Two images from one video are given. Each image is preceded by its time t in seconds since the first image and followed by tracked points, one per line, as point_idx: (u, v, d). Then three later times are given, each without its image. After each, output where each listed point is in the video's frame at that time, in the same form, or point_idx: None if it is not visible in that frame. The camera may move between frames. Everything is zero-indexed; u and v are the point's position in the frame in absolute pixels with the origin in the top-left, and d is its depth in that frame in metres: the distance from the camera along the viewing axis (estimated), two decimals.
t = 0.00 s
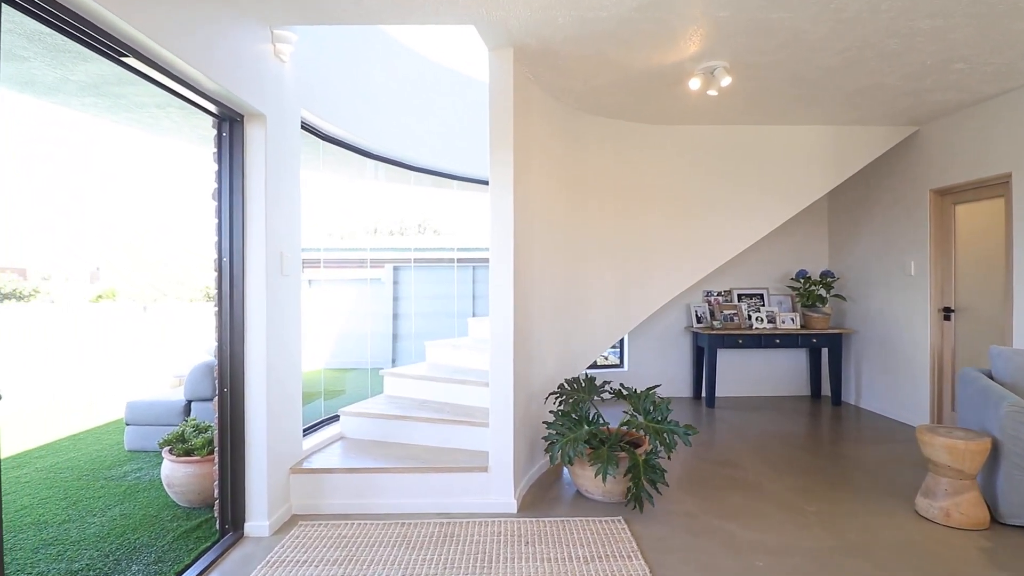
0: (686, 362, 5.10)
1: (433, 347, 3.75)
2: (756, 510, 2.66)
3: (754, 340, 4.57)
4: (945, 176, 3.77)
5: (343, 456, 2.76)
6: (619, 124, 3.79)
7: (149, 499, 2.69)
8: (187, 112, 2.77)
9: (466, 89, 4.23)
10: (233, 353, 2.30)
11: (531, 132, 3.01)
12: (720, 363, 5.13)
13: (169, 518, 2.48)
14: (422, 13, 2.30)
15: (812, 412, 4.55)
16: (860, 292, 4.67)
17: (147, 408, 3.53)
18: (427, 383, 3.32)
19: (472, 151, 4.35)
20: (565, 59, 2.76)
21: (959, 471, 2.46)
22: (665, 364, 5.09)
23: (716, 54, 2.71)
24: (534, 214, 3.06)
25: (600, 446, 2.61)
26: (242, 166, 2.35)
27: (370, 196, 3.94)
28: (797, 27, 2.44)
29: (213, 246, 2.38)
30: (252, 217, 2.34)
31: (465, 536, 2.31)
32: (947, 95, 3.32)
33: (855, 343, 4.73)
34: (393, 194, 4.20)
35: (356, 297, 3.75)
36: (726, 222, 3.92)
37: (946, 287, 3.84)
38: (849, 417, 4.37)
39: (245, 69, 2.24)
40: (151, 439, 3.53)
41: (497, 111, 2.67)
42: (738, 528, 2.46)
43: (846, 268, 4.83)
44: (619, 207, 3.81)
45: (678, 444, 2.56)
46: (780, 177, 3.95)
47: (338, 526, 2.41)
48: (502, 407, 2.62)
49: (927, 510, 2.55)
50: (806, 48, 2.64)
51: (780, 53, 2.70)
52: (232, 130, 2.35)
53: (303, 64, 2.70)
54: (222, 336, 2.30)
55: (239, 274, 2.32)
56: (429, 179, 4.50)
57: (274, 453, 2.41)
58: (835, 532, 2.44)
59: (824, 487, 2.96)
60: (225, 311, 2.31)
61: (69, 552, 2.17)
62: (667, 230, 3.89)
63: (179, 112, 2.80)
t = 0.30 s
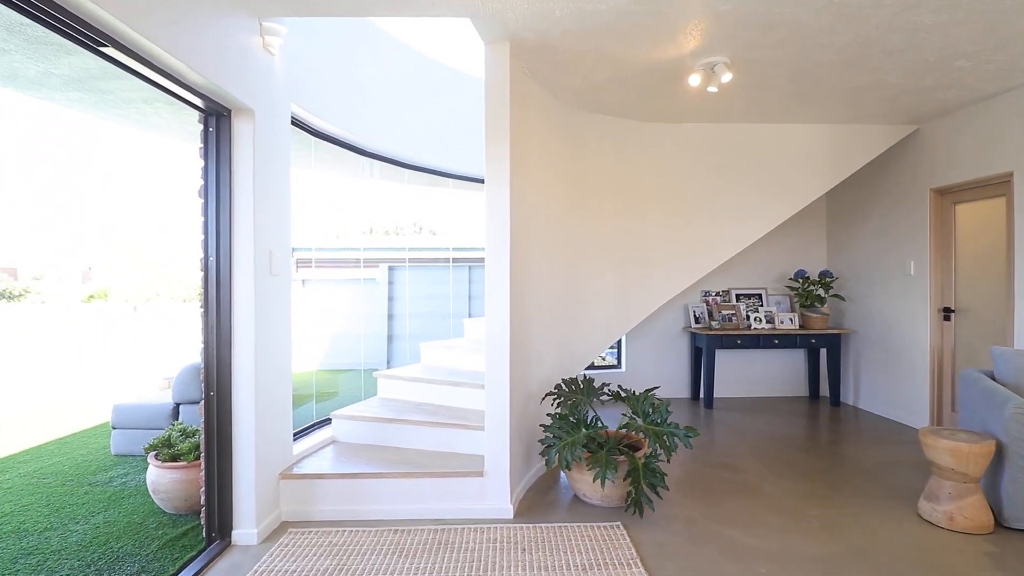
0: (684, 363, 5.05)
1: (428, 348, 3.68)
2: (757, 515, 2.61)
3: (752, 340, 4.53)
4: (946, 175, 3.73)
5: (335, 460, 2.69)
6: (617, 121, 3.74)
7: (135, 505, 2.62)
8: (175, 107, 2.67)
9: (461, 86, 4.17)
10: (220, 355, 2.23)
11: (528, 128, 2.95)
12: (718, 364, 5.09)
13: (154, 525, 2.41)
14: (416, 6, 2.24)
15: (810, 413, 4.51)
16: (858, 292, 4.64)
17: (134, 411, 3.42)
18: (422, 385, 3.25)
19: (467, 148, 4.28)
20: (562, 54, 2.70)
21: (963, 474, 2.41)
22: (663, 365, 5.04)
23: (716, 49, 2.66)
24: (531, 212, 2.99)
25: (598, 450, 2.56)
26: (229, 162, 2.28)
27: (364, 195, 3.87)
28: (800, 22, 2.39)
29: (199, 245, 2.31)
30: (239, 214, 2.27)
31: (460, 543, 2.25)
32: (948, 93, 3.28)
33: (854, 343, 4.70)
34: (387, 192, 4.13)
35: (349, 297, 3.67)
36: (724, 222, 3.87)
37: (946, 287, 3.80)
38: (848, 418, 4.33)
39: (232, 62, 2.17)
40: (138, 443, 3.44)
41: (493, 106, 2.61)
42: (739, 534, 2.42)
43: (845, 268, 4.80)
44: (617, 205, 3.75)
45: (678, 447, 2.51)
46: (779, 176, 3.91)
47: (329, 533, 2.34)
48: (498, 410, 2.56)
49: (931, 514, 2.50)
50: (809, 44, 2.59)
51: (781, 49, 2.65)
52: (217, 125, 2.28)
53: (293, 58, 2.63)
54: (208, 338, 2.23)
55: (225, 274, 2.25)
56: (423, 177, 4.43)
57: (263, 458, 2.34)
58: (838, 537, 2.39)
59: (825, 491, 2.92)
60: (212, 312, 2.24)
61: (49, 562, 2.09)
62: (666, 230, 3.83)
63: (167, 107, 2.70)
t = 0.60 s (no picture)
0: (675, 363, 5.03)
1: (416, 349, 3.61)
2: (750, 517, 2.58)
3: (744, 340, 4.51)
4: (935, 175, 3.74)
5: (320, 465, 2.62)
6: (608, 119, 3.70)
7: (111, 513, 2.53)
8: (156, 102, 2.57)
9: (450, 83, 4.12)
10: (199, 357, 2.16)
11: (519, 124, 2.90)
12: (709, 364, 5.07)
13: (131, 534, 2.32)
14: None
15: (801, 413, 4.51)
16: (848, 291, 4.64)
17: (113, 415, 3.31)
18: (410, 387, 3.18)
19: (457, 146, 4.22)
20: (554, 49, 2.66)
21: (956, 475, 2.40)
22: (654, 365, 5.01)
23: (710, 46, 2.63)
24: (521, 211, 2.94)
25: (590, 453, 2.51)
26: (209, 158, 2.21)
27: (351, 193, 3.79)
28: (794, 18, 2.36)
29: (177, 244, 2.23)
30: (219, 212, 2.19)
31: (449, 550, 2.19)
32: (939, 93, 3.28)
33: (844, 343, 4.71)
34: (376, 190, 4.06)
35: (335, 298, 3.59)
36: (716, 222, 3.85)
37: (936, 286, 3.81)
38: (839, 418, 4.33)
39: (212, 53, 2.10)
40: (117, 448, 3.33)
41: (483, 102, 2.56)
42: (733, 537, 2.38)
43: (835, 268, 4.80)
44: (609, 204, 3.71)
45: (671, 449, 2.47)
46: (770, 175, 3.89)
47: (312, 541, 2.27)
48: (488, 413, 2.50)
49: (924, 515, 2.49)
50: (803, 40, 2.56)
51: (775, 46, 2.62)
52: (197, 119, 2.21)
53: (276, 50, 2.56)
54: (186, 339, 2.16)
55: (205, 273, 2.18)
56: (412, 175, 4.35)
57: (244, 464, 2.27)
58: (832, 539, 2.36)
59: (818, 491, 2.90)
60: (190, 312, 2.16)
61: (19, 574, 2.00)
62: (657, 229, 3.80)
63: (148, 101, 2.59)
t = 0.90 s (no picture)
0: (660, 363, 5.02)
1: (399, 350, 3.54)
2: (737, 518, 2.56)
3: (728, 339, 4.53)
4: (915, 175, 3.78)
5: (299, 469, 2.55)
6: (594, 117, 3.67)
7: (79, 521, 2.42)
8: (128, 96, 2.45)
9: (433, 79, 4.05)
10: (170, 359, 2.07)
11: (504, 120, 2.85)
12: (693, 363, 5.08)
13: (99, 543, 2.22)
14: None
15: (784, 411, 4.53)
16: (830, 291, 4.69)
17: (81, 420, 3.14)
18: (392, 388, 3.12)
19: (441, 143, 4.16)
20: (539, 44, 2.62)
21: (938, 472, 2.41)
22: (639, 365, 5.00)
23: (697, 42, 2.61)
24: (506, 209, 2.90)
25: (576, 454, 2.48)
26: (182, 152, 2.12)
27: (332, 191, 3.71)
28: (782, 16, 2.35)
29: (147, 241, 2.14)
30: (191, 208, 2.11)
31: (432, 556, 2.13)
32: (919, 94, 3.31)
33: (826, 342, 4.75)
34: (358, 188, 3.98)
35: (315, 298, 3.51)
36: (701, 221, 3.85)
37: (916, 286, 3.85)
38: (821, 416, 4.37)
39: (184, 42, 2.01)
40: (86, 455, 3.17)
41: (468, 97, 2.51)
42: (719, 537, 2.37)
43: (817, 267, 4.85)
44: (594, 203, 3.69)
45: (657, 449, 2.45)
46: (754, 175, 3.90)
47: (289, 548, 2.20)
48: (472, 415, 2.45)
49: (907, 512, 2.50)
50: (788, 39, 2.56)
51: (760, 44, 2.62)
52: (169, 111, 2.12)
53: (253, 41, 2.48)
54: (157, 340, 2.07)
55: (177, 271, 2.09)
56: (395, 173, 4.28)
57: (218, 469, 2.19)
58: (817, 538, 2.36)
59: (802, 490, 2.90)
60: (161, 312, 2.08)
61: None
62: (643, 228, 3.78)
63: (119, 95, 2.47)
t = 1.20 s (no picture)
0: (645, 362, 5.03)
1: (383, 351, 3.48)
2: (724, 517, 2.56)
3: (712, 338, 4.55)
4: (896, 177, 3.83)
5: (279, 474, 2.48)
6: (580, 116, 3.65)
7: (47, 530, 2.32)
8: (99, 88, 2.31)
9: (418, 76, 3.99)
10: (143, 362, 2.00)
11: (490, 118, 2.82)
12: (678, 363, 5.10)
13: (69, 553, 2.14)
14: None
15: (767, 410, 4.57)
16: (812, 290, 4.73)
17: (51, 425, 3.04)
18: (375, 390, 3.06)
19: (426, 141, 4.10)
20: (526, 41, 2.59)
21: (921, 470, 2.44)
22: (625, 365, 5.00)
23: (683, 41, 2.60)
24: (492, 208, 2.86)
25: (563, 455, 2.45)
26: (156, 147, 2.05)
27: (314, 189, 3.63)
28: (768, 16, 2.35)
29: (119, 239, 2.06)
30: (165, 205, 2.04)
31: (417, 561, 2.09)
32: (901, 96, 3.35)
33: (808, 341, 4.80)
34: (340, 186, 3.91)
35: (296, 298, 3.43)
36: (686, 221, 3.85)
37: (896, 285, 3.90)
38: (804, 415, 4.41)
39: (158, 33, 1.94)
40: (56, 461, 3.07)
41: (453, 93, 2.47)
42: (706, 538, 2.36)
43: (800, 267, 4.89)
44: (581, 202, 3.67)
45: (644, 450, 2.43)
46: (739, 175, 3.92)
47: (269, 556, 2.14)
48: (458, 417, 2.41)
49: (890, 510, 2.52)
50: (774, 39, 2.56)
51: (747, 44, 2.62)
52: (142, 105, 2.04)
53: (231, 33, 2.40)
54: (130, 342, 2.00)
55: (150, 270, 2.02)
56: (379, 171, 4.21)
57: (194, 475, 2.12)
58: (803, 537, 2.37)
59: (788, 488, 2.92)
60: (134, 313, 2.00)
61: None
62: (629, 228, 3.77)
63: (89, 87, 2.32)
